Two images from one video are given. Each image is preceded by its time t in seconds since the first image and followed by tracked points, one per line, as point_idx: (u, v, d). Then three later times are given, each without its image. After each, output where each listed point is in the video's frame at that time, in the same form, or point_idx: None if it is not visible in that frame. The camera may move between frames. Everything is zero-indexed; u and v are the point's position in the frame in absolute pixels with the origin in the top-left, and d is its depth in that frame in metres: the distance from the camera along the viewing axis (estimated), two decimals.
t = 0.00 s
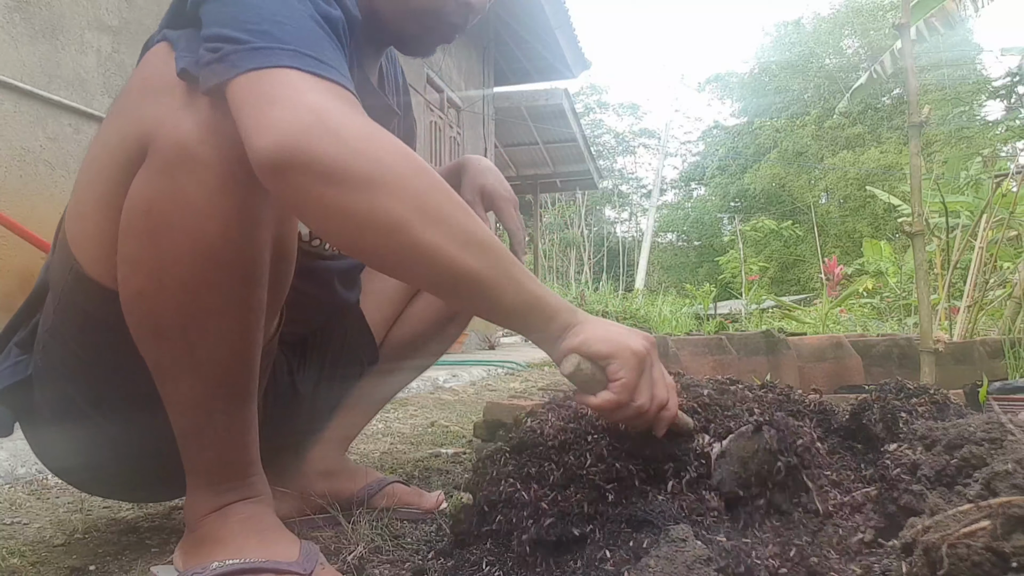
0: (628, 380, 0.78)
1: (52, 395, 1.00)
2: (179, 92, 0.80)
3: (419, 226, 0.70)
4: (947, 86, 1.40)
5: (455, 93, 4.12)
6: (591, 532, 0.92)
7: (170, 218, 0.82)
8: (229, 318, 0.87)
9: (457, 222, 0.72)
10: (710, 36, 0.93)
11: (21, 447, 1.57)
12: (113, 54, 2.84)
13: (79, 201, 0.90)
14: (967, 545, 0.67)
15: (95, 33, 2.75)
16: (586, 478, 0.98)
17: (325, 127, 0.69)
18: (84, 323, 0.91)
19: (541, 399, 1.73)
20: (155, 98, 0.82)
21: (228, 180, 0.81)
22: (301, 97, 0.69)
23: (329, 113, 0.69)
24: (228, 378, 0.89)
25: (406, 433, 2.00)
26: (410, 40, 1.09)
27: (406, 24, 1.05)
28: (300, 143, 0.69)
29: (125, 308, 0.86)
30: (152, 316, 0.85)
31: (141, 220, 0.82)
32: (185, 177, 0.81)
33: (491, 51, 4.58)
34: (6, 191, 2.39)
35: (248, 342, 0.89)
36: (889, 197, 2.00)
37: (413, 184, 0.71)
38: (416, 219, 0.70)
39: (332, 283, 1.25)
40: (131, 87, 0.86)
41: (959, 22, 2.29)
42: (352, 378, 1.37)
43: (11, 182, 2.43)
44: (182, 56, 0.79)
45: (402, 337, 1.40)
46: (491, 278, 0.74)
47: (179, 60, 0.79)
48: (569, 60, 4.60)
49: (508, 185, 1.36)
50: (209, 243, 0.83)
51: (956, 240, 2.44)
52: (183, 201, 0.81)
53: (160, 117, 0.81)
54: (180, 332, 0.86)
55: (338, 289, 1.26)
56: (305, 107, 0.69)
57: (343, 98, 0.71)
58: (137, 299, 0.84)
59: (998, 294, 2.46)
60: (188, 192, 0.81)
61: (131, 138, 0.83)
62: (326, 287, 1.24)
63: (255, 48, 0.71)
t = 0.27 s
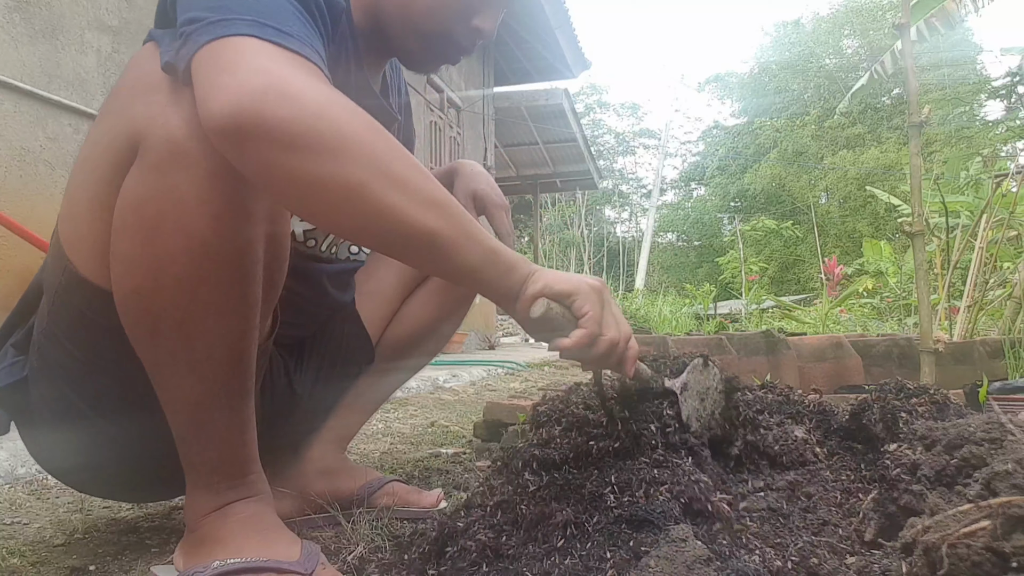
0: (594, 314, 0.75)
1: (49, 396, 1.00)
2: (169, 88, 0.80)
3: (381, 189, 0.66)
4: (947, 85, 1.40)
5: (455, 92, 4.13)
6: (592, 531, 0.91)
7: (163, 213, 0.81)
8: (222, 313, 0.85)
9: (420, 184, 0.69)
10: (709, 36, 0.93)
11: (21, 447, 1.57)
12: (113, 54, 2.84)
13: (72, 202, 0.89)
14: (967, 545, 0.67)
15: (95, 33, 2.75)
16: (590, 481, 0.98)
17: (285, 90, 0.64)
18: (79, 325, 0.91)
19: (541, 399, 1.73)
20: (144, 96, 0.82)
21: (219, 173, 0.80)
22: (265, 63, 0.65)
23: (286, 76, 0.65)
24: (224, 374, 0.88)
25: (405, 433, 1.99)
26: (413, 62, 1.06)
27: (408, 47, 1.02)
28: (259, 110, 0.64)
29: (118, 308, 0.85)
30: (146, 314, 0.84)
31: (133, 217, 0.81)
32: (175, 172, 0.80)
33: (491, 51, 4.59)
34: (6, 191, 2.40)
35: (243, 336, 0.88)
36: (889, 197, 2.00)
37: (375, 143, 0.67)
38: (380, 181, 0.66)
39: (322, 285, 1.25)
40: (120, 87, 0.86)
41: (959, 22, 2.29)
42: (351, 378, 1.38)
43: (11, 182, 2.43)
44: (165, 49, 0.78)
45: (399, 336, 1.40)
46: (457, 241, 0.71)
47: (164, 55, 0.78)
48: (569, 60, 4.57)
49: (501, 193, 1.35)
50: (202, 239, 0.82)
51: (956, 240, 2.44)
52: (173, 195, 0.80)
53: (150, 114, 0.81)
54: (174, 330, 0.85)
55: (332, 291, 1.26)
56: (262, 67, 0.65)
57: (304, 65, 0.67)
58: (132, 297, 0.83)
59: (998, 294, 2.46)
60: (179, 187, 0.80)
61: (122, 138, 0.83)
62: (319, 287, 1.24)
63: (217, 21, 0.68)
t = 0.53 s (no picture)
0: (598, 273, 0.84)
1: (53, 394, 1.00)
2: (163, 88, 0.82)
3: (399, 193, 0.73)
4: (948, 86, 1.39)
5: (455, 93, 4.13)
6: (593, 528, 0.91)
7: (156, 212, 0.82)
8: (217, 309, 0.86)
9: (431, 189, 0.75)
10: (709, 39, 0.93)
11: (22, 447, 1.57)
12: (113, 54, 2.84)
13: (73, 203, 0.91)
14: (967, 545, 0.67)
15: (95, 33, 2.75)
16: (589, 481, 0.98)
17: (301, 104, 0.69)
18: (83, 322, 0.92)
19: (541, 399, 1.74)
20: (137, 95, 0.84)
21: (214, 171, 0.81)
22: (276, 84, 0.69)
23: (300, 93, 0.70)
24: (220, 371, 0.89)
25: (405, 433, 1.99)
26: (418, 71, 1.07)
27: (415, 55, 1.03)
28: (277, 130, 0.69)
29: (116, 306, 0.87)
30: (144, 311, 0.85)
31: (128, 217, 0.82)
32: (169, 170, 0.81)
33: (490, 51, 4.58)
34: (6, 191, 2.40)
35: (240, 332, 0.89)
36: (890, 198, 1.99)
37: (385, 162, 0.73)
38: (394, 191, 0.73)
39: (320, 288, 1.26)
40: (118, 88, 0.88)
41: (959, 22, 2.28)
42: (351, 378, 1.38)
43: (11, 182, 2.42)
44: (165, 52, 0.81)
45: (396, 336, 1.40)
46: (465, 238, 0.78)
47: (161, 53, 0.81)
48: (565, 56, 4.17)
49: (500, 195, 1.37)
50: (196, 237, 0.83)
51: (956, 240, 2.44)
52: (166, 194, 0.81)
53: (146, 114, 0.82)
54: (169, 327, 0.86)
55: (330, 293, 1.27)
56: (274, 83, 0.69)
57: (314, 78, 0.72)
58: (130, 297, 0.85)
59: (998, 294, 2.46)
60: (173, 185, 0.81)
61: (120, 138, 0.85)
62: (315, 289, 1.25)
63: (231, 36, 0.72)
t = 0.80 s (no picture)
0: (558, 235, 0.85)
1: (54, 394, 1.00)
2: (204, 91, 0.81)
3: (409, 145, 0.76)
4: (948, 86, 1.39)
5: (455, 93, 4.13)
6: (591, 529, 0.91)
7: (187, 213, 0.82)
8: (243, 314, 0.86)
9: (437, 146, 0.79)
10: (710, 40, 0.93)
11: (21, 447, 1.56)
12: (113, 54, 2.84)
13: (100, 199, 0.90)
14: (967, 545, 0.67)
15: (95, 33, 2.75)
16: (590, 481, 0.98)
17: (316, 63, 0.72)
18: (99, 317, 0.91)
19: (541, 399, 1.74)
20: (172, 97, 0.83)
21: (248, 176, 0.81)
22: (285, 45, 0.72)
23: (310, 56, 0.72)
24: (241, 374, 0.89)
25: (405, 433, 1.99)
26: (432, 77, 1.07)
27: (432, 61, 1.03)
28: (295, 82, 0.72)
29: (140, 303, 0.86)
30: (171, 311, 0.85)
31: (158, 217, 0.82)
32: (204, 172, 0.81)
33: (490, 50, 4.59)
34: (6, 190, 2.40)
35: (261, 339, 0.89)
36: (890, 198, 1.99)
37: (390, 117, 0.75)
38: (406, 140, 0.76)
39: (334, 290, 1.26)
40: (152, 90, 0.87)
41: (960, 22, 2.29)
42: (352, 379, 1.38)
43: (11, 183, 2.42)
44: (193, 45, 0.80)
45: (398, 335, 1.41)
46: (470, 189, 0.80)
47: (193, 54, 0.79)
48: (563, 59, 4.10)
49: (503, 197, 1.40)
50: (228, 240, 0.83)
51: (956, 240, 2.44)
52: (199, 196, 0.81)
53: (183, 116, 0.82)
54: (194, 328, 0.85)
55: (341, 296, 1.27)
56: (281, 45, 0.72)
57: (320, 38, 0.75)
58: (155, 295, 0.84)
59: (998, 294, 2.46)
60: (208, 187, 0.81)
61: (153, 137, 0.84)
62: (327, 292, 1.25)
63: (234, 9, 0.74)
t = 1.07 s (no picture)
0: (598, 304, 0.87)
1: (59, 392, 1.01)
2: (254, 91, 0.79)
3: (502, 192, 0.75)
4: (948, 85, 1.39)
5: (456, 92, 4.13)
6: (591, 530, 0.90)
7: (229, 214, 0.80)
8: (274, 318, 0.86)
9: (532, 198, 0.77)
10: (708, 38, 0.93)
11: (21, 447, 1.56)
12: (114, 54, 2.84)
13: (132, 187, 0.87)
14: (967, 545, 0.67)
15: (95, 33, 2.75)
16: (590, 483, 0.97)
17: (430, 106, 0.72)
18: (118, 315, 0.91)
19: (542, 399, 1.74)
20: (224, 98, 0.80)
21: (290, 181, 0.81)
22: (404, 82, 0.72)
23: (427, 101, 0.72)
24: (264, 377, 0.89)
25: (405, 433, 1.99)
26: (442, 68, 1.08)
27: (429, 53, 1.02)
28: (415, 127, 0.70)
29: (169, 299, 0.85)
30: (202, 310, 0.84)
31: (199, 214, 0.81)
32: (249, 176, 0.80)
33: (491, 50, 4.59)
34: (6, 191, 2.40)
35: (286, 341, 0.89)
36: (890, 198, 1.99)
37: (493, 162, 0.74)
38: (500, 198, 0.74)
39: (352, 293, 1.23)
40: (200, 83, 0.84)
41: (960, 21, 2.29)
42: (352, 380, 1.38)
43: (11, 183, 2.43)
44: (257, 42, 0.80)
45: (406, 339, 1.41)
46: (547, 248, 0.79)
47: (266, 60, 0.79)
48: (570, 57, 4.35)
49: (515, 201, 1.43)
50: (267, 247, 0.82)
51: (956, 240, 2.44)
52: (243, 199, 0.80)
53: (231, 116, 0.80)
54: (222, 328, 0.85)
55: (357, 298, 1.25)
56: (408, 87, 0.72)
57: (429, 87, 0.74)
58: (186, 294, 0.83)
59: (998, 294, 2.46)
60: (249, 191, 0.80)
61: (197, 134, 0.81)
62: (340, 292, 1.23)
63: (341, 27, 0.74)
